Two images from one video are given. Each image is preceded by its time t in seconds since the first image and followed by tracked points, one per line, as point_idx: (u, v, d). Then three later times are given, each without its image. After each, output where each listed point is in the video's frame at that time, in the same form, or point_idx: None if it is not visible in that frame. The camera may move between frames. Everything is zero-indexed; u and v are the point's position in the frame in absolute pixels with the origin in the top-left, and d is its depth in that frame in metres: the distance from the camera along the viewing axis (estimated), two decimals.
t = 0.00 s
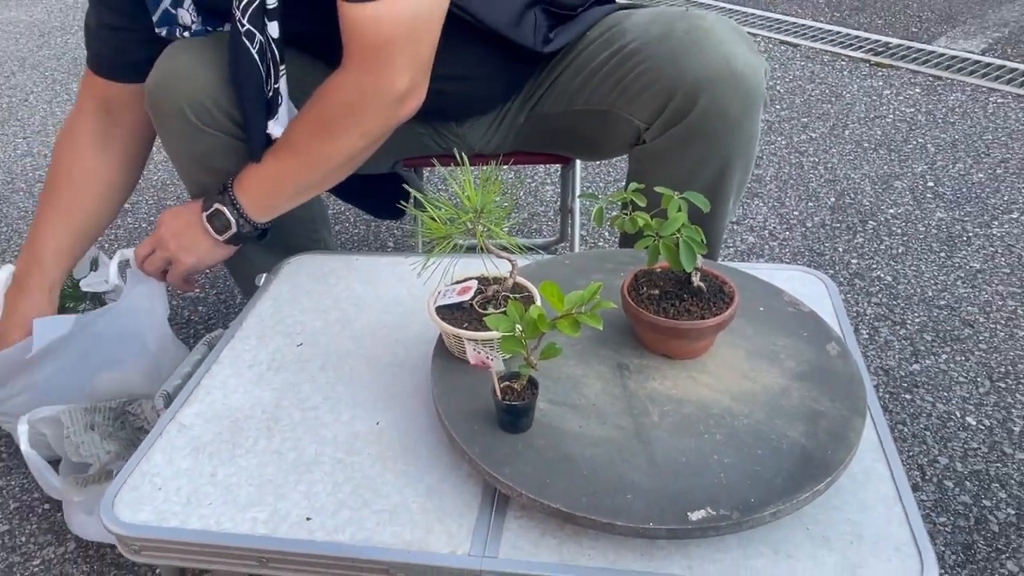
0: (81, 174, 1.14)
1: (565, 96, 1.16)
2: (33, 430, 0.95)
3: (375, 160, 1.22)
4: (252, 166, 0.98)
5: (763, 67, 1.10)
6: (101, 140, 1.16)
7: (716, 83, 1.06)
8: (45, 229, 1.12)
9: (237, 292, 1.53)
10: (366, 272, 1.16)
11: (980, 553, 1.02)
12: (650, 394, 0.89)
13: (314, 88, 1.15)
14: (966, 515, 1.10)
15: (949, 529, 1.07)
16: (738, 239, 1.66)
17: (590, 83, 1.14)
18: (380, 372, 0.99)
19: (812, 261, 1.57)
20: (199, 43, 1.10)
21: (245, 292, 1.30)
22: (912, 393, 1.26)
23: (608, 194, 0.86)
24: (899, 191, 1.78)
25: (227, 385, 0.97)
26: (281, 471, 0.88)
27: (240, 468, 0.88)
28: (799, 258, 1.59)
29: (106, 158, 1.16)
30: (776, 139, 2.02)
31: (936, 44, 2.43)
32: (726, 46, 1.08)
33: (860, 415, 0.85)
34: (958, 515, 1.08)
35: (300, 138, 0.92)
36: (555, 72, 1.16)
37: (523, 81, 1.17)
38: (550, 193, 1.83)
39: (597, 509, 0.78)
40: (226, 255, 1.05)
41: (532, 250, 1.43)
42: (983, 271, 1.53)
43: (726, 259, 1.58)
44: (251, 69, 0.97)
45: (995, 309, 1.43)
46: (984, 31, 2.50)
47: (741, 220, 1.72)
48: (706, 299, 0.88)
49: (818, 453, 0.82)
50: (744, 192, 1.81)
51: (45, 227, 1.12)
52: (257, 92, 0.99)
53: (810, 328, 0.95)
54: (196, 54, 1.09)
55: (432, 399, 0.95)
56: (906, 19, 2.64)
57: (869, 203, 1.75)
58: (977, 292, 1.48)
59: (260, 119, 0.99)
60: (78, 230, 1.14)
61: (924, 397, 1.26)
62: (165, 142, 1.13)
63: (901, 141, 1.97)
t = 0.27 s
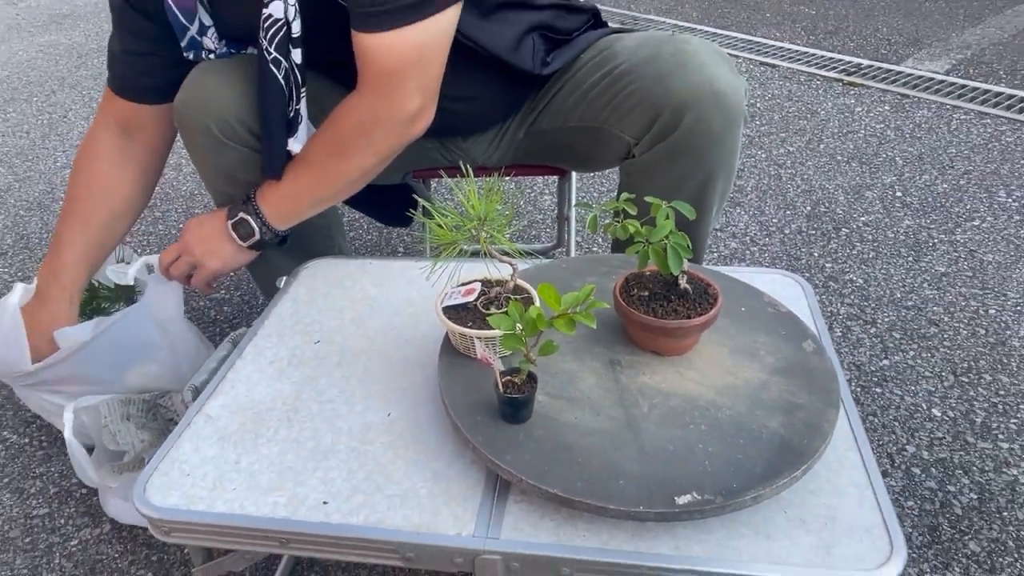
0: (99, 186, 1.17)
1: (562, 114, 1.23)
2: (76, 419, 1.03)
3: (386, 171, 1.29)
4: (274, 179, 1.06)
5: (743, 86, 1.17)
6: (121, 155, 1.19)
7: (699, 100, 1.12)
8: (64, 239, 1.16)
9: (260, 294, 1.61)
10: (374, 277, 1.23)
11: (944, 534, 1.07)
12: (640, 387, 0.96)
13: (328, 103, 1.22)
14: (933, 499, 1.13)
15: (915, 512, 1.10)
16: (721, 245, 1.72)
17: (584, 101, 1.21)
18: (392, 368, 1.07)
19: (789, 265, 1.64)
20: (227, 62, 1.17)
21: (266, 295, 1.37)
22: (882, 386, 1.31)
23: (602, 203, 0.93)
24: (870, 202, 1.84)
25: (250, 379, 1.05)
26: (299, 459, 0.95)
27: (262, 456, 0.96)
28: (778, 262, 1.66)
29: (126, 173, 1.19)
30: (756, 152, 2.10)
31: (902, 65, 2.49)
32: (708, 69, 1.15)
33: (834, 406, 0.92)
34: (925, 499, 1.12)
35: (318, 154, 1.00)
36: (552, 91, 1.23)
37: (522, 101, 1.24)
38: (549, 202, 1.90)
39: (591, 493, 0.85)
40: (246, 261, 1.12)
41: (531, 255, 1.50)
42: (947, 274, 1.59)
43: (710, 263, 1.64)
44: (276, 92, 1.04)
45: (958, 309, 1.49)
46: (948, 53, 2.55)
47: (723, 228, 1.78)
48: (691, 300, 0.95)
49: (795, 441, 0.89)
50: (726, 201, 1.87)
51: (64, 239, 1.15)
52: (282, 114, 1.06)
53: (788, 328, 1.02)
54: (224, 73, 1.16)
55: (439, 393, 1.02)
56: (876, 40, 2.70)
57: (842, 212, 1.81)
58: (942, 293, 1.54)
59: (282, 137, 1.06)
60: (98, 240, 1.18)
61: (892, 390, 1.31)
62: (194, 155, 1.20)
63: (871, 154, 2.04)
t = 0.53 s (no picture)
0: (142, 201, 1.29)
1: (557, 132, 1.33)
2: (117, 409, 1.15)
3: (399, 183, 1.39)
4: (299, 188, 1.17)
5: (721, 106, 1.26)
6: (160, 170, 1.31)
7: (680, 120, 1.22)
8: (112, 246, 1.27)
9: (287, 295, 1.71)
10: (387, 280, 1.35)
11: (902, 509, 1.11)
12: (629, 379, 1.06)
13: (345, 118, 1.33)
14: (892, 481, 1.18)
15: (877, 492, 1.15)
16: (701, 250, 1.82)
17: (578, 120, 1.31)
18: (404, 363, 1.17)
19: (763, 267, 1.73)
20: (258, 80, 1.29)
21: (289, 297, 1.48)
22: (846, 377, 1.38)
23: (594, 212, 1.03)
24: (836, 210, 1.95)
25: (275, 372, 1.15)
26: (320, 444, 1.05)
27: (285, 441, 1.05)
28: (753, 264, 1.75)
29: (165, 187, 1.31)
30: (733, 166, 2.22)
31: (867, 87, 2.66)
32: (689, 91, 1.24)
33: (803, 395, 1.02)
34: (886, 480, 1.17)
35: (338, 167, 1.10)
36: (548, 111, 1.32)
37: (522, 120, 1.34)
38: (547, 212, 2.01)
39: (584, 474, 0.93)
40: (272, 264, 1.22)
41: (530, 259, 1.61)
42: (906, 276, 1.67)
43: (690, 266, 1.73)
44: (301, 111, 1.16)
45: (917, 308, 1.57)
46: (907, 76, 2.74)
47: (704, 235, 1.88)
48: (674, 300, 1.05)
49: (768, 428, 0.98)
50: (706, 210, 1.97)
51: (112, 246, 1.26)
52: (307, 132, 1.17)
53: (761, 326, 1.13)
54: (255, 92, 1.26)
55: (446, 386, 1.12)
56: (842, 66, 2.91)
57: (811, 220, 1.92)
58: (901, 293, 1.62)
59: (307, 152, 1.18)
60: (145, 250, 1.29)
61: (856, 381, 1.37)
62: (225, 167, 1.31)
63: (837, 167, 2.16)
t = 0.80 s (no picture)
0: (165, 199, 1.40)
1: (554, 145, 1.42)
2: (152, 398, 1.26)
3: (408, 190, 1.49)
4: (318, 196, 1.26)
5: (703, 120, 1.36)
6: (184, 172, 1.43)
7: (665, 136, 1.31)
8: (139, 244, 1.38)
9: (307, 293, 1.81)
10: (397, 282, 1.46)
11: (870, 491, 1.21)
12: (620, 372, 1.15)
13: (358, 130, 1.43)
14: (861, 464, 1.28)
15: (848, 474, 1.24)
16: (685, 253, 1.92)
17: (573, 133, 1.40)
18: (414, 358, 1.27)
19: (742, 268, 1.83)
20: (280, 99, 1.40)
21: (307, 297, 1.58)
22: (819, 369, 1.48)
23: (588, 218, 1.12)
24: (809, 218, 2.06)
25: (295, 365, 1.25)
26: (335, 431, 1.13)
27: (303, 429, 1.14)
28: (734, 266, 1.85)
29: (189, 188, 1.43)
30: (715, 176, 2.34)
31: (837, 104, 2.79)
32: (673, 108, 1.33)
33: (779, 386, 1.11)
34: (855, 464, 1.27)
35: (355, 177, 1.20)
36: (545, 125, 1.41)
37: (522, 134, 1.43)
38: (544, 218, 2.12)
39: (579, 458, 1.01)
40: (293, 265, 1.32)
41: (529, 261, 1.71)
42: (874, 277, 1.77)
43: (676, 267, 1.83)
44: (319, 126, 1.25)
45: (885, 306, 1.66)
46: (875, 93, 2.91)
47: (688, 238, 1.99)
48: (662, 299, 1.15)
49: (747, 416, 1.07)
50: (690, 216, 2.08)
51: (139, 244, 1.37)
52: (326, 144, 1.27)
53: (741, 323, 1.23)
54: (276, 109, 1.38)
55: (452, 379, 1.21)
56: (815, 83, 3.07)
57: (787, 225, 2.02)
58: (869, 293, 1.71)
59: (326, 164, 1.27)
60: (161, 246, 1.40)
61: (829, 372, 1.47)
62: (251, 181, 1.43)
63: (811, 177, 2.28)
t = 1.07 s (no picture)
0: (182, 183, 1.49)
1: (551, 152, 1.49)
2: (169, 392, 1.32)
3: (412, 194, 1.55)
4: (327, 199, 1.33)
5: (694, 129, 1.41)
6: (204, 163, 1.53)
7: (655, 143, 1.37)
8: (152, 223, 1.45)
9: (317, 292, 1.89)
10: (403, 283, 1.54)
11: (851, 481, 1.27)
12: (613, 367, 1.20)
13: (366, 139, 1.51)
14: (844, 455, 1.35)
15: (831, 467, 1.31)
16: (676, 256, 2.01)
17: (570, 140, 1.46)
18: (419, 354, 1.33)
19: (731, 271, 1.92)
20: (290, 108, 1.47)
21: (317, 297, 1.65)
22: (803, 365, 1.56)
23: (584, 221, 1.17)
24: (793, 221, 2.17)
25: (306, 362, 1.31)
26: (344, 424, 1.19)
27: (314, 422, 1.19)
28: (723, 268, 1.94)
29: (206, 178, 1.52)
30: (705, 182, 2.46)
31: (822, 114, 2.98)
32: (665, 117, 1.39)
33: (765, 380, 1.16)
34: (837, 455, 1.34)
35: (362, 181, 1.26)
36: (544, 133, 1.48)
37: (519, 140, 1.50)
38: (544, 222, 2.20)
39: (576, 450, 1.06)
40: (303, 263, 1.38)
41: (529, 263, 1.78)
42: (855, 277, 1.86)
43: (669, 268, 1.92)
44: (329, 132, 1.31)
45: (866, 305, 1.74)
46: (857, 104, 3.07)
47: (680, 242, 2.09)
48: (654, 299, 1.21)
49: (736, 409, 1.12)
50: (682, 220, 2.20)
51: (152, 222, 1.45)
52: (336, 148, 1.32)
53: (730, 322, 1.29)
54: (290, 118, 1.46)
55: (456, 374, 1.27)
56: (800, 96, 3.25)
57: (773, 228, 2.13)
58: (851, 292, 1.80)
59: (335, 167, 1.33)
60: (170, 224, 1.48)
61: (812, 368, 1.55)
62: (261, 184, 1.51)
63: (797, 183, 2.40)
